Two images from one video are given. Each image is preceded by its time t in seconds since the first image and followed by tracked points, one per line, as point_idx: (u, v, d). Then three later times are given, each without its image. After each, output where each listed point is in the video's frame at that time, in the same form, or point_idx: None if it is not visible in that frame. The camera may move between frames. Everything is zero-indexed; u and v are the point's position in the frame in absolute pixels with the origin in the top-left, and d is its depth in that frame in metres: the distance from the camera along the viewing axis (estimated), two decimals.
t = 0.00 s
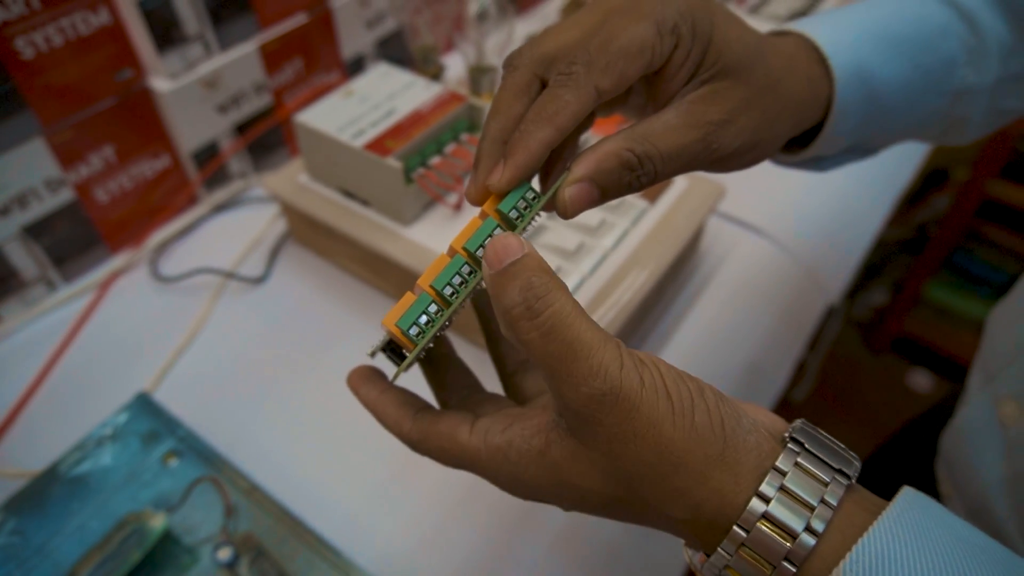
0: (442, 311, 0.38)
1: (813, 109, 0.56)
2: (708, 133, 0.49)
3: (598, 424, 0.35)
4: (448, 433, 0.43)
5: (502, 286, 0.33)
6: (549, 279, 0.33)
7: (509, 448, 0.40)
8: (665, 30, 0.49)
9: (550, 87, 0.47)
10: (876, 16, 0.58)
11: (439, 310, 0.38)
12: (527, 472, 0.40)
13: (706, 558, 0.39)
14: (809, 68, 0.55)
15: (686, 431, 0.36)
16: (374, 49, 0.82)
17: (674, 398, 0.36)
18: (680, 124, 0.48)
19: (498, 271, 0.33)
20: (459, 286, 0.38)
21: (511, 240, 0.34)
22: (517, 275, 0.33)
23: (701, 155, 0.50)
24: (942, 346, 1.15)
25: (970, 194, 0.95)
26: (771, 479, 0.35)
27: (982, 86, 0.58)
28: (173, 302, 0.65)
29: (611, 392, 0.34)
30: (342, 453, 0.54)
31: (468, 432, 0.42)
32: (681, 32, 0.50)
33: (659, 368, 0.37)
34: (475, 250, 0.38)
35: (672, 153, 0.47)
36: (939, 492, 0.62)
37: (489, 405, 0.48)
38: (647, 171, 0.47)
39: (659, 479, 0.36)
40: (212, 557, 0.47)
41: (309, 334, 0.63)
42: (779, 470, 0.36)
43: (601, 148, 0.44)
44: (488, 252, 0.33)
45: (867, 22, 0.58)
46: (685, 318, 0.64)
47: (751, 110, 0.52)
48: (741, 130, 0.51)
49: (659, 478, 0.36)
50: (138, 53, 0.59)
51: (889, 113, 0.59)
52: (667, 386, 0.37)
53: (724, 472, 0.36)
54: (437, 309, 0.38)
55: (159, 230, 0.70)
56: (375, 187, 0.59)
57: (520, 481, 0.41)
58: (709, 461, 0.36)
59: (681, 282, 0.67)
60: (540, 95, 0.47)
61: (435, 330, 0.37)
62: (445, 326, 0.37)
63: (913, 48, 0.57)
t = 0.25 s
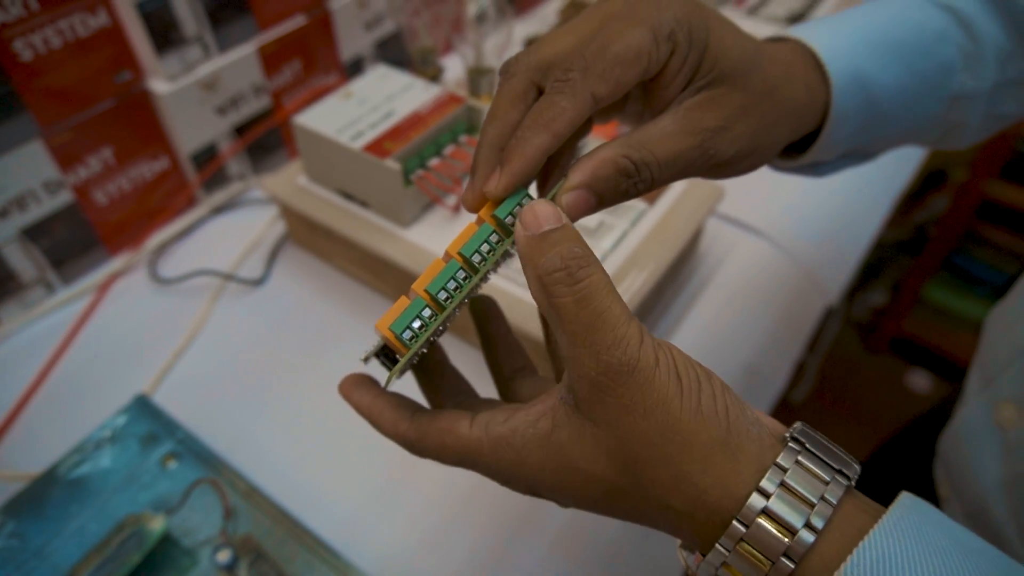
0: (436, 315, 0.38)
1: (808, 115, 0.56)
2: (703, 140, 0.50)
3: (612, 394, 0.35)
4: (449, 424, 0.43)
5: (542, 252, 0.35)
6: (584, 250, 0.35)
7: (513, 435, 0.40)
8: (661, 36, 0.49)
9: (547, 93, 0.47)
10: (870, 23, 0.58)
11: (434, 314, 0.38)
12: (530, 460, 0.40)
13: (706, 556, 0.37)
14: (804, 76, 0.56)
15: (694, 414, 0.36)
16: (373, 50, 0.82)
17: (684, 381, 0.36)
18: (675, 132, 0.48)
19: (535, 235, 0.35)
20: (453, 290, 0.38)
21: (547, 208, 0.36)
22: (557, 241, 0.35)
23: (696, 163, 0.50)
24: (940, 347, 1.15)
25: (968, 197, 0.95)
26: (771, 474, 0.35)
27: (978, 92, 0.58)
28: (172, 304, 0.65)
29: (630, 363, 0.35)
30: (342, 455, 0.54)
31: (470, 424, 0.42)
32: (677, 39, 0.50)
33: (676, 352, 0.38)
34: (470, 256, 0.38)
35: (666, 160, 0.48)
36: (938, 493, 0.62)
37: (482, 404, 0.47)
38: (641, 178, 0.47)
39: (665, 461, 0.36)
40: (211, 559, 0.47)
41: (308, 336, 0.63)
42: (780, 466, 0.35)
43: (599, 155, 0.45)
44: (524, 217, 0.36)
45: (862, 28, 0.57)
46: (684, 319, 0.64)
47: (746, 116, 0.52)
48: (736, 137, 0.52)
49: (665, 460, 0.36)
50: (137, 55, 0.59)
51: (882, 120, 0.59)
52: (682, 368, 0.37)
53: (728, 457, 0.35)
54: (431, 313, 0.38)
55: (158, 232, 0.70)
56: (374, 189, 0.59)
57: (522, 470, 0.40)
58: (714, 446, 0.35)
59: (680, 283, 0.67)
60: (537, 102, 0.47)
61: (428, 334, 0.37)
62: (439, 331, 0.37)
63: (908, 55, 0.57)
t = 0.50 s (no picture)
0: (439, 311, 0.37)
1: (821, 114, 0.56)
2: (725, 141, 0.49)
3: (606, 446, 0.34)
4: (444, 439, 0.42)
5: (517, 305, 0.32)
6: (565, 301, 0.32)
7: (510, 463, 0.40)
8: (673, 32, 0.50)
9: (556, 86, 0.47)
10: (879, 22, 0.58)
11: (438, 310, 0.37)
12: (527, 491, 0.40)
13: None
14: (819, 73, 0.55)
15: (689, 459, 0.36)
16: (372, 52, 0.82)
17: (679, 426, 0.36)
18: (696, 131, 0.48)
19: (510, 286, 0.31)
20: (460, 288, 0.37)
21: (516, 249, 0.32)
22: (532, 292, 0.31)
23: (719, 163, 0.49)
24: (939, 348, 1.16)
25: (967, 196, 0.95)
26: (766, 515, 0.36)
27: (986, 90, 0.58)
28: (171, 306, 0.65)
29: (620, 417, 0.33)
30: (342, 455, 0.54)
31: (467, 444, 0.42)
32: (690, 36, 0.51)
33: (665, 394, 0.37)
34: (479, 254, 0.38)
35: (690, 161, 0.47)
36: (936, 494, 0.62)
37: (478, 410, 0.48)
38: (665, 180, 0.46)
39: (658, 504, 0.36)
40: (211, 561, 0.47)
41: (308, 338, 0.63)
42: (774, 507, 0.36)
43: (619, 158, 0.44)
44: (496, 263, 0.32)
45: (873, 26, 0.58)
46: (683, 321, 0.64)
47: (764, 116, 0.51)
48: (756, 137, 0.51)
49: (660, 504, 0.36)
50: (137, 57, 0.59)
51: (893, 119, 0.59)
52: (672, 413, 0.36)
53: (722, 501, 0.36)
54: (434, 308, 0.37)
55: (157, 233, 0.70)
56: (373, 191, 0.59)
57: (519, 499, 0.40)
58: (709, 489, 0.36)
59: (679, 285, 0.67)
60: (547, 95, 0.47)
61: (431, 329, 0.36)
62: (442, 327, 0.37)
63: (917, 52, 0.57)
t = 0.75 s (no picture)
0: (484, 270, 0.40)
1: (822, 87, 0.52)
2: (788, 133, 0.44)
3: (633, 420, 0.34)
4: (469, 403, 0.43)
5: (564, 273, 0.32)
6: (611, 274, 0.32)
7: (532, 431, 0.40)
8: (633, 93, 0.48)
9: (504, 144, 0.47)
10: None
11: (483, 271, 0.40)
12: (546, 461, 0.40)
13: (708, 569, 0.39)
14: (808, 45, 0.52)
15: (714, 447, 0.35)
16: (371, 53, 0.82)
17: (708, 411, 0.36)
18: (763, 139, 0.43)
19: (559, 256, 0.32)
20: (508, 252, 0.40)
21: (571, 224, 0.33)
22: (581, 263, 0.32)
23: (797, 154, 0.44)
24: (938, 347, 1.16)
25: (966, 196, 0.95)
26: (779, 505, 0.36)
27: (971, 64, 0.58)
28: (170, 307, 0.65)
29: (651, 394, 0.33)
30: (341, 456, 0.54)
31: (491, 407, 0.43)
32: (663, 82, 0.48)
33: (697, 378, 0.37)
34: (531, 223, 0.41)
35: (779, 167, 0.42)
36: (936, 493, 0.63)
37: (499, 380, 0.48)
38: (779, 196, 0.41)
39: (676, 487, 0.36)
40: (209, 561, 0.47)
41: (307, 338, 0.63)
42: (789, 499, 0.36)
43: (714, 202, 0.40)
44: (546, 234, 0.33)
45: None
46: (682, 320, 0.64)
47: (789, 97, 0.46)
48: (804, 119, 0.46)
49: (678, 488, 0.36)
50: (136, 58, 0.59)
51: (877, 89, 0.58)
52: (703, 397, 0.36)
53: (741, 490, 0.36)
54: (479, 267, 0.40)
55: (156, 235, 0.70)
56: (372, 192, 0.59)
57: (538, 466, 0.41)
58: (730, 478, 0.36)
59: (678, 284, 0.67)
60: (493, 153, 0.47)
61: (473, 283, 0.39)
62: (482, 284, 0.39)
63: (906, 23, 0.57)
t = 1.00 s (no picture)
0: (473, 279, 0.38)
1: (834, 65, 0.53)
2: (797, 107, 0.45)
3: (631, 428, 0.34)
4: (464, 415, 0.43)
5: (556, 281, 0.32)
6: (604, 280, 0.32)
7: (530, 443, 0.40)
8: (653, 61, 0.49)
9: (535, 120, 0.47)
10: None
11: (472, 278, 0.39)
12: (545, 471, 0.40)
13: (713, 574, 0.39)
14: (820, 23, 0.52)
15: (714, 449, 0.35)
16: (370, 53, 0.82)
17: (706, 415, 0.36)
18: (771, 113, 0.45)
19: (550, 262, 0.32)
20: (497, 258, 0.39)
21: (559, 228, 0.33)
22: (573, 269, 0.32)
23: (806, 127, 0.45)
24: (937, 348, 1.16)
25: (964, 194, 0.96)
26: (785, 509, 0.36)
27: (978, 52, 0.58)
28: (169, 307, 0.65)
29: (649, 401, 0.33)
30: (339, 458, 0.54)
31: (486, 420, 0.42)
32: (674, 55, 0.50)
33: (694, 382, 0.37)
34: (520, 228, 0.41)
35: (788, 141, 0.44)
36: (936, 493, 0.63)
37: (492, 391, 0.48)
38: (783, 168, 0.43)
39: (678, 493, 0.36)
40: (208, 562, 0.47)
41: (306, 338, 0.63)
42: (794, 501, 0.36)
43: (721, 169, 0.41)
44: (536, 240, 0.33)
45: None
46: (682, 321, 0.64)
47: (801, 71, 0.47)
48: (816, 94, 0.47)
49: (678, 493, 0.36)
50: (134, 59, 0.59)
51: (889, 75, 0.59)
52: (701, 401, 0.36)
53: (742, 493, 0.36)
54: (469, 275, 0.38)
55: (154, 236, 0.70)
56: (371, 193, 0.59)
57: (537, 478, 0.40)
58: (732, 481, 0.36)
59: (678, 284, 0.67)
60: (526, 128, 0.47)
61: (462, 294, 0.37)
62: (472, 293, 0.38)
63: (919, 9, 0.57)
